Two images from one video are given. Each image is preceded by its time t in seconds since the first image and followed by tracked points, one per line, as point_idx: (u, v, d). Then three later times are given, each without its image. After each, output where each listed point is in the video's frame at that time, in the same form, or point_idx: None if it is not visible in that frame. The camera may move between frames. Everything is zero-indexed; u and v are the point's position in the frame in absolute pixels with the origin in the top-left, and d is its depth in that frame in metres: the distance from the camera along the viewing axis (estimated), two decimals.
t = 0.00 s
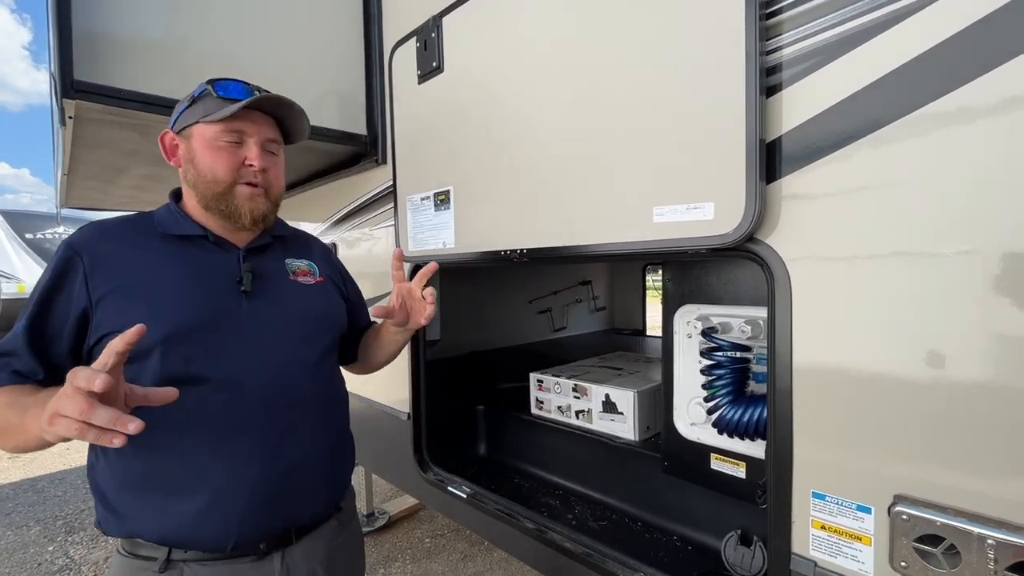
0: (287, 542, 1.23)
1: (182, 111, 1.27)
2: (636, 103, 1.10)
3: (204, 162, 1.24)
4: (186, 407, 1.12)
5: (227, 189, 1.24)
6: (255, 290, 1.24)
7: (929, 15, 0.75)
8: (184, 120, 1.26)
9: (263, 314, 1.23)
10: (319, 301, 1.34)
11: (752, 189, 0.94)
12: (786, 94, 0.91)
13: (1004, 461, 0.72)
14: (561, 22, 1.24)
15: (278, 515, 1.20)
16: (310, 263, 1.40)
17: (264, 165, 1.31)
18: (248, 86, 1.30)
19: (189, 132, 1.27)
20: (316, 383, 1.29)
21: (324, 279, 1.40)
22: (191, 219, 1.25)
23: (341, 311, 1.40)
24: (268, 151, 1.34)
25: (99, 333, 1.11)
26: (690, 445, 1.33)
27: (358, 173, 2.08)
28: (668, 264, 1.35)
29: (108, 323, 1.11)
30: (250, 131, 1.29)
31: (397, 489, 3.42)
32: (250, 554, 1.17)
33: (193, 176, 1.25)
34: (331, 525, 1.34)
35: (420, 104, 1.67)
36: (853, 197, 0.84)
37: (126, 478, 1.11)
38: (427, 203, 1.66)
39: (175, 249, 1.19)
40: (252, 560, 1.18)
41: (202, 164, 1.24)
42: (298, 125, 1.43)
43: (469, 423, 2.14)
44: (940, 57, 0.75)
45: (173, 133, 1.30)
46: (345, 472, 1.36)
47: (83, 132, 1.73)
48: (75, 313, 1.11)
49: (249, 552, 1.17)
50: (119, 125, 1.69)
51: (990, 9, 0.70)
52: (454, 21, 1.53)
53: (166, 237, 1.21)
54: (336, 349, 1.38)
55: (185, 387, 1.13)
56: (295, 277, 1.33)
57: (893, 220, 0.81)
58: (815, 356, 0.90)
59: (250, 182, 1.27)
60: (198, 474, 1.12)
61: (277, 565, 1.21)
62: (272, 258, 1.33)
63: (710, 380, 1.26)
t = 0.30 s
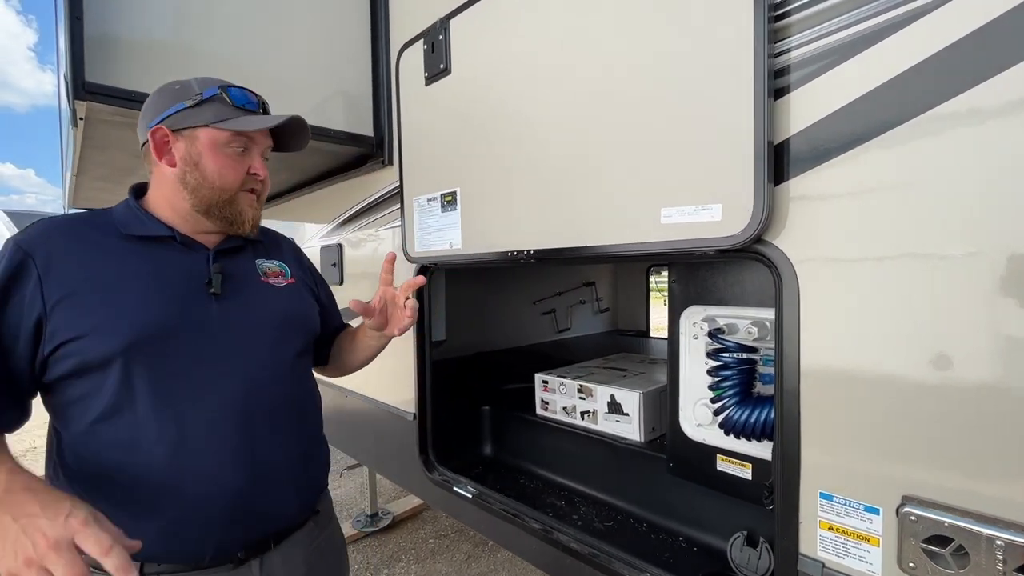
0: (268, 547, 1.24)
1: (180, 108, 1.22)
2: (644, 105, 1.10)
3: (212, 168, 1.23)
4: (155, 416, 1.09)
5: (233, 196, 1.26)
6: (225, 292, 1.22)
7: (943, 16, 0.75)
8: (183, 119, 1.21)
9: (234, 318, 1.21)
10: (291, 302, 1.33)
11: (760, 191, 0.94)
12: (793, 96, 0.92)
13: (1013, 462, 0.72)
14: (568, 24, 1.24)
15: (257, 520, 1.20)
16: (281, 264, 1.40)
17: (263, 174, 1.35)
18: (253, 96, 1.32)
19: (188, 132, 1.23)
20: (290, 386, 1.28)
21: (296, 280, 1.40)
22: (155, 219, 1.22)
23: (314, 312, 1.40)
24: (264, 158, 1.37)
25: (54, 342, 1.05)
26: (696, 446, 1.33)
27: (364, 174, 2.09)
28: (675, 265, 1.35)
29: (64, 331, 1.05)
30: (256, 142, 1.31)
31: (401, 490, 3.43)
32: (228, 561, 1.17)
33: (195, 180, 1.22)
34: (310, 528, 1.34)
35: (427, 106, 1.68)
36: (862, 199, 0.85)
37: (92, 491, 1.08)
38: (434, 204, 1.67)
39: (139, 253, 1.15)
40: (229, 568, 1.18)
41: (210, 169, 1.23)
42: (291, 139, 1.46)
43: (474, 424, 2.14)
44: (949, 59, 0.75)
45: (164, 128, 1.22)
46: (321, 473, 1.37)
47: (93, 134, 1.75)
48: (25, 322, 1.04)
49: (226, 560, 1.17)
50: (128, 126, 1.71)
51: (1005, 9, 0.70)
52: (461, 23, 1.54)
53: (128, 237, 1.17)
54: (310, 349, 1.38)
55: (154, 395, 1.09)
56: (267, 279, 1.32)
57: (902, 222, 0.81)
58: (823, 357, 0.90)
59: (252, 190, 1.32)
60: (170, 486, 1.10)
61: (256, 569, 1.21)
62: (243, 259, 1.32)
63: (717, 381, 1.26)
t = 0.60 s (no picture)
0: (267, 542, 1.26)
1: (165, 108, 1.21)
2: (648, 108, 1.11)
3: (199, 170, 1.23)
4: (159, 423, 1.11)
5: (219, 198, 1.27)
6: (219, 296, 1.24)
7: (935, 27, 0.77)
8: (169, 120, 1.20)
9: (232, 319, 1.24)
10: (280, 302, 1.37)
11: (763, 193, 0.95)
12: (797, 100, 0.92)
13: (1015, 465, 0.73)
14: (574, 27, 1.25)
15: (260, 515, 1.22)
16: (265, 264, 1.44)
17: (246, 176, 1.36)
18: (238, 98, 1.33)
19: (174, 133, 1.21)
20: (283, 384, 1.32)
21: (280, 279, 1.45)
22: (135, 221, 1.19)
23: (300, 311, 1.44)
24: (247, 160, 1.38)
25: (53, 354, 1.04)
26: (699, 447, 1.34)
27: (369, 176, 2.11)
28: (677, 267, 1.36)
29: (63, 342, 1.04)
30: (242, 146, 1.32)
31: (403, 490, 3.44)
32: (231, 558, 1.18)
33: (181, 183, 1.21)
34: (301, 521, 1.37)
35: (432, 108, 1.69)
36: (864, 202, 0.85)
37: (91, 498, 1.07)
38: (438, 205, 1.68)
39: (135, 258, 1.14)
40: (230, 563, 1.19)
41: (197, 172, 1.23)
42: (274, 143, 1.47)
43: (477, 424, 2.15)
44: (951, 65, 0.76)
45: (148, 128, 1.20)
46: (312, 466, 1.41)
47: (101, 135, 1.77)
48: (19, 335, 1.02)
49: (228, 557, 1.18)
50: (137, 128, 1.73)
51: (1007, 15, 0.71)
52: (466, 26, 1.55)
53: (115, 241, 1.14)
54: (298, 348, 1.41)
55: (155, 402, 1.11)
56: (255, 279, 1.36)
57: (904, 226, 0.82)
58: (824, 358, 0.91)
59: (237, 192, 1.33)
60: (174, 489, 1.11)
61: (256, 564, 1.23)
62: (231, 261, 1.34)
63: (719, 382, 1.26)
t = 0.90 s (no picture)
0: (282, 534, 1.27)
1: (170, 114, 1.22)
2: (649, 112, 1.12)
3: (206, 174, 1.24)
4: (175, 420, 1.12)
5: (226, 203, 1.28)
6: (231, 299, 1.25)
7: (937, 33, 0.77)
8: (175, 126, 1.21)
9: (245, 319, 1.25)
10: (290, 302, 1.39)
11: (764, 198, 0.95)
12: (797, 105, 0.93)
13: (1013, 469, 0.73)
14: (575, 31, 1.26)
15: (276, 509, 1.24)
16: (275, 265, 1.45)
17: (253, 178, 1.37)
18: (243, 101, 1.34)
19: (180, 139, 1.23)
20: (295, 382, 1.33)
21: (290, 280, 1.46)
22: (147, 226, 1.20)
23: (310, 310, 1.45)
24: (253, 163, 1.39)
25: (72, 357, 1.05)
26: (700, 449, 1.34)
27: (371, 178, 2.12)
28: (678, 270, 1.36)
29: (82, 346, 1.05)
30: (249, 148, 1.32)
31: (404, 491, 3.44)
32: (248, 551, 1.19)
33: (188, 188, 1.22)
34: (313, 514, 1.38)
35: (434, 111, 1.70)
36: (863, 208, 0.86)
37: (112, 497, 1.09)
38: (440, 207, 1.69)
39: (150, 261, 1.16)
40: (248, 554, 1.19)
41: (204, 176, 1.24)
42: (281, 142, 1.48)
43: (478, 425, 2.15)
44: (949, 72, 0.76)
45: (155, 134, 1.21)
46: (325, 461, 1.43)
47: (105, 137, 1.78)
48: (38, 339, 1.03)
49: (244, 549, 1.19)
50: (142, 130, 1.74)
51: (1006, 23, 0.72)
52: (469, 30, 1.56)
53: (127, 247, 1.15)
54: (309, 347, 1.43)
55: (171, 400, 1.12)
56: (265, 279, 1.38)
57: (903, 231, 0.82)
58: (824, 362, 0.91)
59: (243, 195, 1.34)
60: (192, 486, 1.12)
61: (272, 556, 1.23)
62: (240, 262, 1.35)
63: (720, 385, 1.27)
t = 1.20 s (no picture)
0: (301, 526, 1.28)
1: (220, 120, 1.26)
2: (649, 113, 1.12)
3: (252, 176, 1.29)
4: (208, 404, 1.15)
5: (270, 203, 1.32)
6: (264, 290, 1.28)
7: (937, 35, 0.78)
8: (225, 130, 1.26)
9: (276, 311, 1.27)
10: (321, 297, 1.40)
11: (763, 199, 0.95)
12: (797, 106, 0.93)
13: (1013, 470, 0.73)
14: (576, 32, 1.26)
15: (295, 501, 1.25)
16: (307, 262, 1.46)
17: (293, 180, 1.41)
18: (286, 108, 1.38)
19: (229, 142, 1.27)
20: (322, 377, 1.34)
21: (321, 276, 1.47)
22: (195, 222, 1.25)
23: (339, 307, 1.47)
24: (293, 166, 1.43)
25: (116, 337, 1.10)
26: (700, 450, 1.34)
27: (372, 178, 2.12)
28: (678, 271, 1.36)
29: (124, 327, 1.10)
30: (289, 153, 1.36)
31: (404, 491, 3.44)
32: (267, 539, 1.21)
33: (236, 188, 1.27)
34: (336, 510, 1.38)
35: (434, 111, 1.70)
36: (863, 209, 0.86)
37: (145, 474, 1.13)
38: (441, 207, 1.69)
39: (189, 252, 1.20)
40: (266, 545, 1.22)
41: (250, 177, 1.28)
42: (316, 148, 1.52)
43: (478, 426, 2.14)
44: (949, 73, 0.77)
45: (207, 138, 1.26)
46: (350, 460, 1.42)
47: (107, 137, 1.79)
48: (84, 319, 1.07)
49: (265, 538, 1.21)
50: (144, 130, 1.75)
51: (1005, 25, 0.72)
52: (469, 30, 1.56)
53: (172, 240, 1.21)
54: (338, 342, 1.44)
55: (206, 385, 1.15)
56: (298, 276, 1.39)
57: (903, 232, 0.82)
58: (824, 363, 0.91)
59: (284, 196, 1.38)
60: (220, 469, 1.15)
61: (290, 549, 1.24)
62: (275, 258, 1.38)
63: (720, 386, 1.27)
